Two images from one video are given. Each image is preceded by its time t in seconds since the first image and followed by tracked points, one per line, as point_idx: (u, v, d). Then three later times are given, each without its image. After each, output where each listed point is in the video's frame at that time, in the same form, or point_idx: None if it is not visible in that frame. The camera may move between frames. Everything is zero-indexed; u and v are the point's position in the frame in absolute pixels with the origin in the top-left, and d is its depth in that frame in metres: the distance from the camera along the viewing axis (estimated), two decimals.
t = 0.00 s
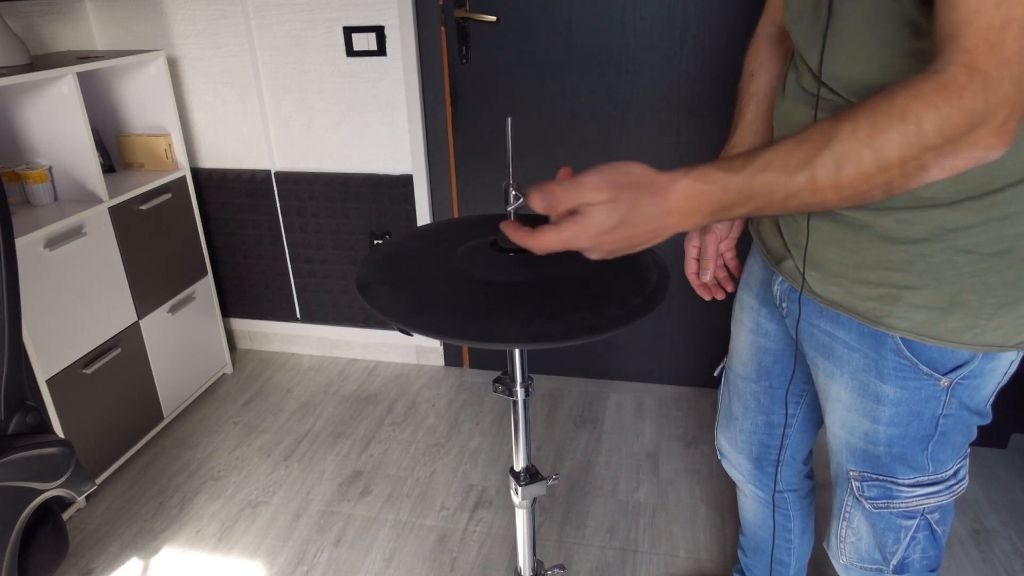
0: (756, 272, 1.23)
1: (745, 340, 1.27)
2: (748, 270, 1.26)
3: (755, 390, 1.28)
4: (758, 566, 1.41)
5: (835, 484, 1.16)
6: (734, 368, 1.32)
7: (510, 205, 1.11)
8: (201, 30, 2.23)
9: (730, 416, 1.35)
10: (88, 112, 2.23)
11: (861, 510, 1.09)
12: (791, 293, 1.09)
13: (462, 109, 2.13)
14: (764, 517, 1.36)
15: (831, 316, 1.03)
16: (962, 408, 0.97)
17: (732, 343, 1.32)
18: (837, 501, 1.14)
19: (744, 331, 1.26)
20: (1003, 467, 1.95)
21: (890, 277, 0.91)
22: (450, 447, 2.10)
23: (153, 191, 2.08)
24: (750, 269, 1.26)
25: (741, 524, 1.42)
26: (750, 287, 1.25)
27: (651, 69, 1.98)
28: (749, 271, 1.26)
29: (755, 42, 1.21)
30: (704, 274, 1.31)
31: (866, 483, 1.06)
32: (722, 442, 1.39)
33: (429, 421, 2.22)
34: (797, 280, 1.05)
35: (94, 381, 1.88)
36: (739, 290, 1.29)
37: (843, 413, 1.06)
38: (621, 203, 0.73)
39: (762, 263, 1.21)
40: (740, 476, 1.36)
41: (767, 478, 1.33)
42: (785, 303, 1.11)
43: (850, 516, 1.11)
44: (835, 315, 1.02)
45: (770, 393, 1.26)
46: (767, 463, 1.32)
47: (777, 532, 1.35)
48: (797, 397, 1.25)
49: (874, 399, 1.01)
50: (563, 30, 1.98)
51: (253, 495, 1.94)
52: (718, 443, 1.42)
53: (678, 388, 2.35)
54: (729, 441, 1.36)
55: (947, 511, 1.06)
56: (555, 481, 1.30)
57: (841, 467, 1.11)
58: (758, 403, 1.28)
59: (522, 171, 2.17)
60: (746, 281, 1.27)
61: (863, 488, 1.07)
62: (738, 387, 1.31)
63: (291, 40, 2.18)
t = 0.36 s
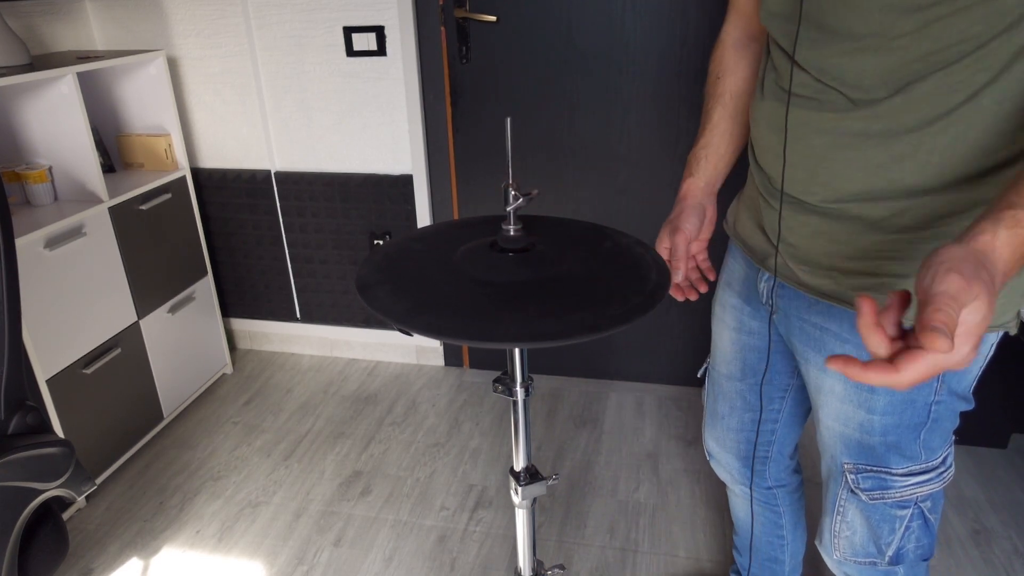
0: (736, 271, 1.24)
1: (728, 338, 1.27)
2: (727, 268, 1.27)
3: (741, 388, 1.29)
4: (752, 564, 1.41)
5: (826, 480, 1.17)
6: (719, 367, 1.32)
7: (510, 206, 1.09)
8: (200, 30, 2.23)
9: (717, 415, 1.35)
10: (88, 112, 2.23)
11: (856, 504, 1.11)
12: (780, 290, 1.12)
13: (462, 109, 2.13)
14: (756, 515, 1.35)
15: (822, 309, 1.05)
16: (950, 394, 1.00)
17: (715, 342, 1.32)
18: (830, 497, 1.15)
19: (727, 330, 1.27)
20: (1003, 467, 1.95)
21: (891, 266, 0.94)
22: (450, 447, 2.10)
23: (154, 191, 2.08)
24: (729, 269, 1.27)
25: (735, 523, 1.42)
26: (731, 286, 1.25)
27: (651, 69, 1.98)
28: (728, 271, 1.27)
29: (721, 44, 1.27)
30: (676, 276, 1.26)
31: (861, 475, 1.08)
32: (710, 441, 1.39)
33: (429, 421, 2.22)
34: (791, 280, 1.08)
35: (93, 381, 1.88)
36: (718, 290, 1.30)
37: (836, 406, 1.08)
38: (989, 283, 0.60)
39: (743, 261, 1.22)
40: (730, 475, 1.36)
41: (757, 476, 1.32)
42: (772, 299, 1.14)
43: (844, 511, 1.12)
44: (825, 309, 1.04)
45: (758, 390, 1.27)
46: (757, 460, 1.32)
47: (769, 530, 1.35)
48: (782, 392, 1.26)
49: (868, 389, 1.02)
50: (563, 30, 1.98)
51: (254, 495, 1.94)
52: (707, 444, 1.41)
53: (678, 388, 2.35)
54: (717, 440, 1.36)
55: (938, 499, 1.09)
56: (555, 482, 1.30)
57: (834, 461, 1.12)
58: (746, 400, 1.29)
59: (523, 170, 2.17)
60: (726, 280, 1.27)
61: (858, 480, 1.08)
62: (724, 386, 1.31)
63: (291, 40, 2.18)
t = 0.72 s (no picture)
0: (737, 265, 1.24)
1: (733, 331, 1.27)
2: (728, 263, 1.27)
3: (751, 380, 1.28)
4: (760, 560, 1.41)
5: (823, 471, 1.18)
6: (727, 361, 1.32)
7: (510, 206, 1.09)
8: (200, 30, 2.23)
9: (729, 407, 1.35)
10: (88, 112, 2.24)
11: (855, 491, 1.12)
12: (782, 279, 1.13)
13: (462, 109, 2.13)
14: (767, 509, 1.35)
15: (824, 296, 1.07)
16: (950, 378, 1.04)
17: (721, 336, 1.32)
18: (826, 487, 1.16)
19: (733, 323, 1.27)
20: (1003, 467, 1.95)
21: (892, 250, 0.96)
22: (450, 447, 2.10)
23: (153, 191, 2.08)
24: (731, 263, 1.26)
25: (741, 518, 1.41)
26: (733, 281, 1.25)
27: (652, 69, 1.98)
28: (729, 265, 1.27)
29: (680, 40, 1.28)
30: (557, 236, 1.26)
31: (862, 461, 1.09)
32: (722, 433, 1.39)
33: (429, 421, 2.23)
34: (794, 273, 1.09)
35: (94, 381, 1.89)
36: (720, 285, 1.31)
37: (840, 392, 1.09)
38: (841, 264, 0.73)
39: (743, 254, 1.22)
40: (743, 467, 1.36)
41: (769, 468, 1.33)
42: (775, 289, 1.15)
43: (842, 499, 1.14)
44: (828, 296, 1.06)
45: (767, 381, 1.27)
46: (769, 453, 1.32)
47: (779, 522, 1.35)
48: (791, 382, 1.26)
49: (872, 372, 1.04)
50: (563, 30, 1.98)
51: (254, 495, 1.94)
52: (718, 437, 1.41)
53: (678, 388, 2.35)
54: (730, 432, 1.36)
55: (932, 485, 1.12)
56: (555, 481, 1.30)
57: (832, 449, 1.14)
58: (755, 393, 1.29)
59: (523, 170, 2.17)
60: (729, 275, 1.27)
61: (859, 467, 1.10)
62: (734, 378, 1.31)
63: (291, 40, 2.18)
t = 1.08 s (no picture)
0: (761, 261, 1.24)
1: (751, 326, 1.28)
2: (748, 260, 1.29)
3: (766, 375, 1.29)
4: (765, 557, 1.41)
5: (822, 471, 1.19)
6: (743, 356, 1.32)
7: (510, 206, 1.09)
8: (200, 30, 2.23)
9: (743, 402, 1.35)
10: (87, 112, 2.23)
11: (851, 491, 1.13)
12: (799, 274, 1.14)
13: (462, 109, 2.13)
14: (775, 506, 1.36)
15: (838, 291, 1.08)
16: (957, 382, 1.04)
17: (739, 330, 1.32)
18: (824, 484, 1.17)
19: (752, 318, 1.27)
20: (1003, 467, 1.95)
21: (902, 248, 0.98)
22: (450, 448, 2.10)
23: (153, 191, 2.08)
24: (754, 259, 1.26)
25: (748, 515, 1.42)
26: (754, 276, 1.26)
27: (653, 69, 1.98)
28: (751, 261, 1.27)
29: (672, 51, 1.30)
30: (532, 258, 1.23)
31: (860, 460, 1.10)
32: (735, 430, 1.39)
33: (429, 420, 2.23)
34: (816, 269, 1.10)
35: (93, 381, 1.88)
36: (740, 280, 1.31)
37: (845, 388, 1.10)
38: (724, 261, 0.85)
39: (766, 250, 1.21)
40: (753, 464, 1.37)
41: (779, 465, 1.33)
42: (792, 283, 1.16)
43: (838, 497, 1.14)
44: (841, 291, 1.08)
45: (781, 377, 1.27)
46: (781, 450, 1.32)
47: (786, 520, 1.36)
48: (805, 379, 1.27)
49: (878, 369, 1.06)
50: (564, 30, 1.98)
51: (254, 495, 1.94)
52: (730, 433, 1.41)
53: (678, 388, 2.35)
54: (742, 428, 1.37)
55: (931, 492, 1.12)
56: (555, 481, 1.30)
57: (832, 446, 1.15)
58: (769, 388, 1.29)
59: (523, 170, 2.17)
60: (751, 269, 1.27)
61: (856, 465, 1.11)
62: (749, 373, 1.32)
63: (290, 40, 2.18)
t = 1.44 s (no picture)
0: (813, 277, 1.21)
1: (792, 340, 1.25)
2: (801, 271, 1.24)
3: (796, 389, 1.27)
4: (769, 563, 1.41)
5: (885, 492, 1.16)
6: (772, 366, 1.31)
7: (510, 206, 1.09)
8: (200, 30, 2.23)
9: (761, 412, 1.34)
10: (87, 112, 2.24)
11: (918, 514, 1.10)
12: (877, 296, 1.08)
13: (463, 109, 2.13)
14: (782, 514, 1.36)
15: (919, 313, 1.04)
16: None
17: (772, 342, 1.30)
18: (889, 507, 1.14)
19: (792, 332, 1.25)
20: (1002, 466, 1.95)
21: (1006, 253, 0.93)
22: (450, 448, 2.10)
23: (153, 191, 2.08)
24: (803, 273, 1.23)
25: (752, 521, 1.42)
26: (805, 290, 1.22)
27: (655, 69, 1.97)
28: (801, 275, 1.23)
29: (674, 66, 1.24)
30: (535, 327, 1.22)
31: (935, 486, 1.07)
32: (749, 437, 1.38)
33: (429, 420, 2.23)
34: (901, 286, 1.04)
35: (93, 381, 1.88)
36: (784, 292, 1.27)
37: (927, 413, 1.06)
38: (724, 268, 0.90)
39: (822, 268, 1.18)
40: (762, 472, 1.37)
41: (790, 476, 1.33)
42: (865, 307, 1.10)
43: (903, 519, 1.12)
44: (923, 313, 1.03)
45: (811, 393, 1.26)
46: (793, 460, 1.32)
47: (790, 530, 1.36)
48: (838, 397, 1.26)
49: (969, 398, 1.02)
50: (565, 30, 1.98)
51: (253, 495, 1.94)
52: (741, 439, 1.40)
53: (679, 388, 2.34)
54: (757, 437, 1.36)
55: (1000, 518, 1.10)
56: (555, 481, 1.30)
57: (907, 472, 1.11)
58: (800, 400, 1.28)
59: (523, 171, 2.17)
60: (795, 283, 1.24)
61: (931, 491, 1.07)
62: (776, 385, 1.30)
63: (290, 40, 2.18)
